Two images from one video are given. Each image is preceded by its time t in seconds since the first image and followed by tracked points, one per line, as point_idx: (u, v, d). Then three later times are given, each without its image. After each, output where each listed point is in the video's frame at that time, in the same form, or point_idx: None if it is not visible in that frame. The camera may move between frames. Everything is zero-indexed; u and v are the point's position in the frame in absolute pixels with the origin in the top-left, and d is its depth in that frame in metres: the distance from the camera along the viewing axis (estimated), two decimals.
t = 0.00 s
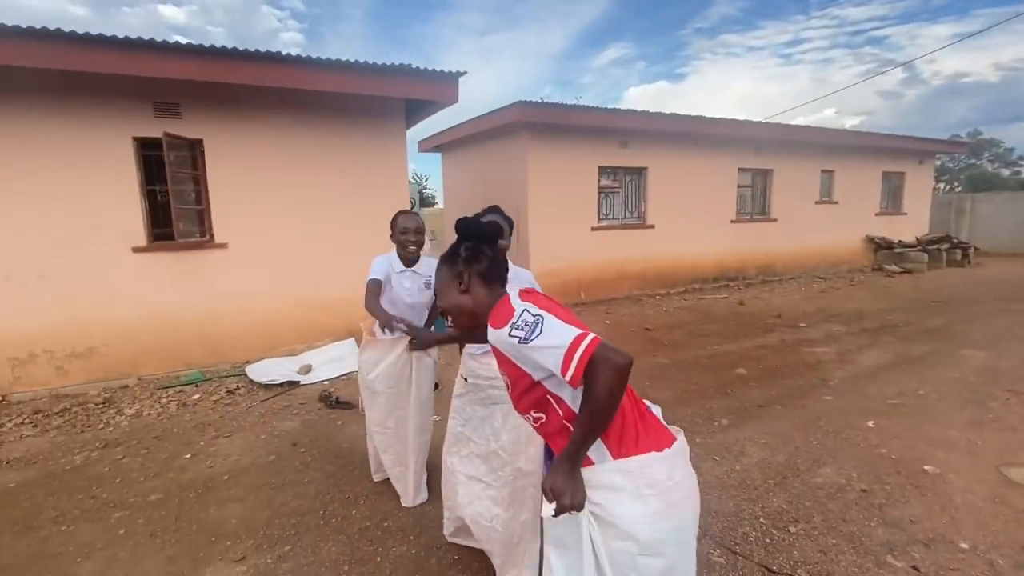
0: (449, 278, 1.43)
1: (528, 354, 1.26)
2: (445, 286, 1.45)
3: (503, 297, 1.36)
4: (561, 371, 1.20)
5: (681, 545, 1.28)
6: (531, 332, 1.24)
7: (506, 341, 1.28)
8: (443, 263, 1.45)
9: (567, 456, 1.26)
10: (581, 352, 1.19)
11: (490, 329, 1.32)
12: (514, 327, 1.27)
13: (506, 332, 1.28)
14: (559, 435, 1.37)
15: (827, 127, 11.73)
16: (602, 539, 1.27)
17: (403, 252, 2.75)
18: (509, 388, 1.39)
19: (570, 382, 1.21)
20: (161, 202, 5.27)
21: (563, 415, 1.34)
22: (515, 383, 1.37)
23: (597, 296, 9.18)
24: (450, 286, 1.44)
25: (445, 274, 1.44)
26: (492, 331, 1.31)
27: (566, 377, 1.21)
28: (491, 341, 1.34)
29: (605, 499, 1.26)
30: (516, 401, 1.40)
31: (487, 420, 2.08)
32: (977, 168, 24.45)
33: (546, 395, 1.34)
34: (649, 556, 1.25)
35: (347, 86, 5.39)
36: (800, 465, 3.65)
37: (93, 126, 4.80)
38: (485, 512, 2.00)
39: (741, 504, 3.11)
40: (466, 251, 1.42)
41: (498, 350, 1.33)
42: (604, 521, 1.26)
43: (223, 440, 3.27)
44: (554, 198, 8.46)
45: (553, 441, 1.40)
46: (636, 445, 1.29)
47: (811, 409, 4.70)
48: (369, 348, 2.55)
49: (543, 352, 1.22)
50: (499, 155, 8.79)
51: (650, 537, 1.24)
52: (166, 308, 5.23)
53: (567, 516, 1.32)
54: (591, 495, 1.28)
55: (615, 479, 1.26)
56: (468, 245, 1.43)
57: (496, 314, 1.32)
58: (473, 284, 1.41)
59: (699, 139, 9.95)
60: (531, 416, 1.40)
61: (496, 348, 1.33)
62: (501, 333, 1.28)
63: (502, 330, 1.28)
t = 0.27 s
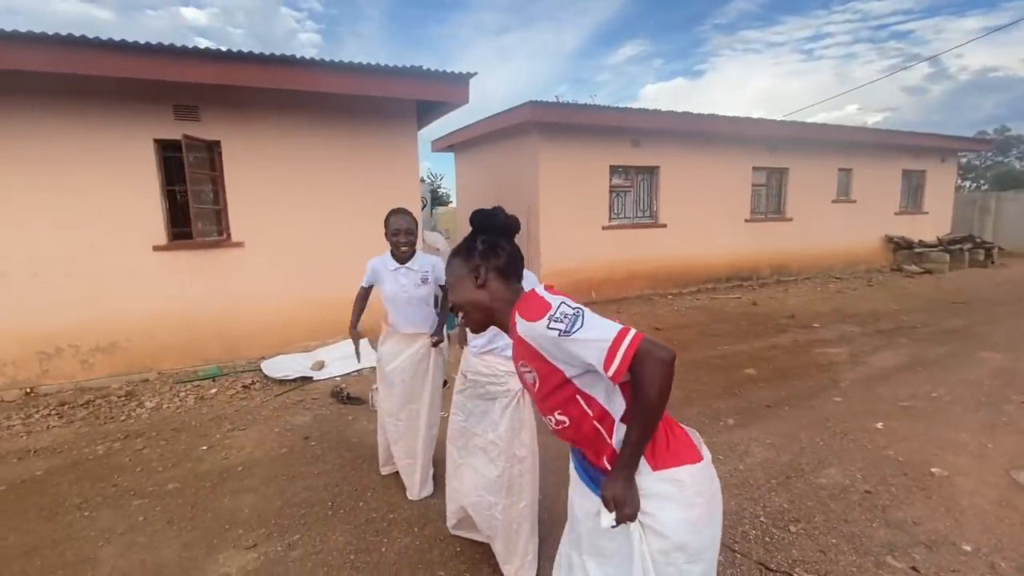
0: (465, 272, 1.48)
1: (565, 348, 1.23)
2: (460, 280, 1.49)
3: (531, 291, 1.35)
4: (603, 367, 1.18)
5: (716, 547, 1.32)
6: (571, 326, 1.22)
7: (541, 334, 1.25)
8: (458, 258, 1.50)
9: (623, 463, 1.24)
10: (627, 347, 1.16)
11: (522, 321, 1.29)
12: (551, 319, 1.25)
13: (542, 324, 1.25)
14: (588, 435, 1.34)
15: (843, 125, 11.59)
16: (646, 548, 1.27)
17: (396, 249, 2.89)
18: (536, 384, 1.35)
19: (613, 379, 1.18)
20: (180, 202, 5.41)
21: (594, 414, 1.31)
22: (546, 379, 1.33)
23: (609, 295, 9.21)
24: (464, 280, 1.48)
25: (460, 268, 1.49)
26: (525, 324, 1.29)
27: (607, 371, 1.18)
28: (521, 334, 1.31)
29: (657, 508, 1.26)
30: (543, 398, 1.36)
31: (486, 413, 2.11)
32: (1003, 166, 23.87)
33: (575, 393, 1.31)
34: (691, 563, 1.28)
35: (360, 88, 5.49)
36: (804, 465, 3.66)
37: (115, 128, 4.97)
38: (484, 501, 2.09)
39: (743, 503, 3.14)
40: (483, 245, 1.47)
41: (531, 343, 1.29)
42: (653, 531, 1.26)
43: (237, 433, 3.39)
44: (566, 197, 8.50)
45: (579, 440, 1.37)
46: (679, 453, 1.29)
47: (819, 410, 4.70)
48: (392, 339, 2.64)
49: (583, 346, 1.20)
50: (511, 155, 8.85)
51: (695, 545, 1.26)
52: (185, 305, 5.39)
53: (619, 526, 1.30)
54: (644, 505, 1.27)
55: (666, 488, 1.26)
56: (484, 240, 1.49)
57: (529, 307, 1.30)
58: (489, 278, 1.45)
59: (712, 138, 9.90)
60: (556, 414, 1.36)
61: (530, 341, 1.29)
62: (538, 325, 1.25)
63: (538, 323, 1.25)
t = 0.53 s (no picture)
0: (487, 245, 1.27)
1: (591, 365, 1.06)
2: (482, 253, 1.30)
3: (569, 280, 1.15)
4: (627, 400, 1.01)
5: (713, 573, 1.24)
6: (604, 344, 1.03)
7: (567, 344, 1.07)
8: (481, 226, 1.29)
9: (619, 495, 1.10)
10: (661, 388, 0.99)
11: (548, 320, 1.10)
12: (581, 330, 1.06)
13: (570, 333, 1.06)
14: (597, 445, 1.22)
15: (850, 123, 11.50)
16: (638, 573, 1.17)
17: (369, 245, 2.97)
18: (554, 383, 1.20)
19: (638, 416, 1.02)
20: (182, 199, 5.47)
21: (607, 427, 1.18)
22: (563, 384, 1.18)
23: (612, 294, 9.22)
24: (485, 254, 1.28)
25: (481, 241, 1.28)
26: (550, 324, 1.10)
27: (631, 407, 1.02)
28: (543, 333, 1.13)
29: (654, 534, 1.15)
30: (556, 398, 1.22)
31: (470, 410, 2.14)
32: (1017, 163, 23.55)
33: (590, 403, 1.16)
34: None
35: (359, 87, 5.52)
36: (798, 465, 3.67)
37: (119, 126, 5.03)
38: (468, 498, 2.13)
39: (734, 503, 3.16)
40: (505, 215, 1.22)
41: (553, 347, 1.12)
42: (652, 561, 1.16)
43: (234, 428, 3.44)
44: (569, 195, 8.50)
45: (587, 445, 1.25)
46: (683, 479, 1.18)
47: (817, 411, 4.69)
48: (365, 342, 2.73)
49: (611, 371, 1.03)
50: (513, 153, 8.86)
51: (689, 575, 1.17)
52: (188, 302, 5.47)
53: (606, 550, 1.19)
54: (637, 529, 1.16)
55: (665, 511, 1.16)
56: (511, 208, 1.23)
57: (559, 305, 1.10)
58: (512, 259, 1.23)
59: (716, 136, 9.86)
60: (567, 415, 1.23)
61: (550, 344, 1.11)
62: (564, 332, 1.07)
63: (566, 329, 1.06)
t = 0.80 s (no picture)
0: (515, 230, 1.14)
1: (629, 364, 0.99)
2: (502, 235, 1.16)
3: (600, 273, 1.09)
4: (672, 401, 0.96)
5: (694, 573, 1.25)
6: (646, 342, 0.98)
7: (604, 340, 1.00)
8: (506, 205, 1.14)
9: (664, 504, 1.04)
10: (709, 390, 0.92)
11: (584, 314, 1.02)
12: (620, 324, 0.99)
13: (609, 328, 0.99)
14: (599, 448, 1.16)
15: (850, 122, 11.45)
16: None
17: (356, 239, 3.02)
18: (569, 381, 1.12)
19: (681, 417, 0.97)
20: (177, 196, 5.49)
21: (616, 431, 1.13)
22: (579, 385, 1.10)
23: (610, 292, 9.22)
24: (510, 238, 1.15)
25: (504, 222, 1.14)
26: (585, 319, 1.02)
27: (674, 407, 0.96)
28: (572, 328, 1.05)
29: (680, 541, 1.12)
30: (566, 397, 1.15)
31: (450, 410, 2.18)
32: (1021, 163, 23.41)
33: (605, 405, 1.10)
34: None
35: (355, 84, 5.53)
36: (788, 466, 3.68)
37: (114, 123, 5.05)
38: (450, 497, 2.18)
39: (722, 503, 3.17)
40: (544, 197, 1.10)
41: (582, 344, 1.04)
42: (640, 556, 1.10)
43: (226, 424, 3.47)
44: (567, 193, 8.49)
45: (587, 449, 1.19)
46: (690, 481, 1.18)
47: (810, 411, 4.70)
48: (349, 335, 2.82)
49: (652, 370, 0.97)
50: (511, 150, 8.86)
51: None
52: (184, 299, 5.50)
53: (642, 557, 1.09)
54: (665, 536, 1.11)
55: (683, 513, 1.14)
56: (545, 188, 1.10)
57: (593, 298, 1.03)
58: (545, 245, 1.12)
59: (715, 134, 9.84)
60: (574, 416, 1.16)
61: (580, 340, 1.03)
62: (602, 328, 1.00)
63: (605, 325, 0.99)
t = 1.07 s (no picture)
0: (616, 222, 1.15)
1: (667, 360, 1.03)
2: (606, 217, 1.11)
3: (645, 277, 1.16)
4: (695, 403, 1.02)
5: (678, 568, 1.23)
6: (688, 341, 1.03)
7: (652, 332, 1.03)
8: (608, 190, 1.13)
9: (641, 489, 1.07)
10: (726, 399, 1.00)
11: (638, 304, 1.05)
12: (669, 320, 1.04)
13: (659, 320, 1.03)
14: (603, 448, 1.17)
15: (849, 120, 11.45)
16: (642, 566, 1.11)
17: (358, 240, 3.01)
18: (594, 372, 1.13)
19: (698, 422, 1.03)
20: (175, 193, 5.49)
21: (626, 432, 1.15)
22: (606, 375, 1.11)
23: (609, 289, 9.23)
24: (613, 223, 1.13)
25: (613, 206, 1.13)
26: (642, 308, 1.05)
27: (699, 406, 1.02)
28: (623, 315, 1.06)
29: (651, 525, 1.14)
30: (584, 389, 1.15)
31: (441, 408, 2.20)
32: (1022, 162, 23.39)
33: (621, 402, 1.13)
34: None
35: (353, 82, 5.54)
36: (781, 463, 3.70)
37: (112, 120, 5.05)
38: (441, 495, 2.20)
39: (715, 500, 3.19)
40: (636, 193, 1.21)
41: (627, 333, 1.06)
42: (618, 552, 1.08)
43: (222, 421, 3.48)
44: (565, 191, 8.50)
45: (587, 448, 1.19)
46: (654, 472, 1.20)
47: (805, 409, 4.72)
48: (350, 329, 2.84)
49: (686, 370, 1.02)
50: (510, 148, 8.86)
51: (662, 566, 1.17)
52: (182, 295, 5.51)
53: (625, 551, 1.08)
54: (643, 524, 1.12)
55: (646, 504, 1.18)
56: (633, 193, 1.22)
57: (649, 291, 1.07)
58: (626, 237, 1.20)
59: (715, 132, 9.83)
60: (585, 410, 1.17)
61: (628, 328, 1.05)
62: (654, 319, 1.03)
63: (658, 317, 1.03)
